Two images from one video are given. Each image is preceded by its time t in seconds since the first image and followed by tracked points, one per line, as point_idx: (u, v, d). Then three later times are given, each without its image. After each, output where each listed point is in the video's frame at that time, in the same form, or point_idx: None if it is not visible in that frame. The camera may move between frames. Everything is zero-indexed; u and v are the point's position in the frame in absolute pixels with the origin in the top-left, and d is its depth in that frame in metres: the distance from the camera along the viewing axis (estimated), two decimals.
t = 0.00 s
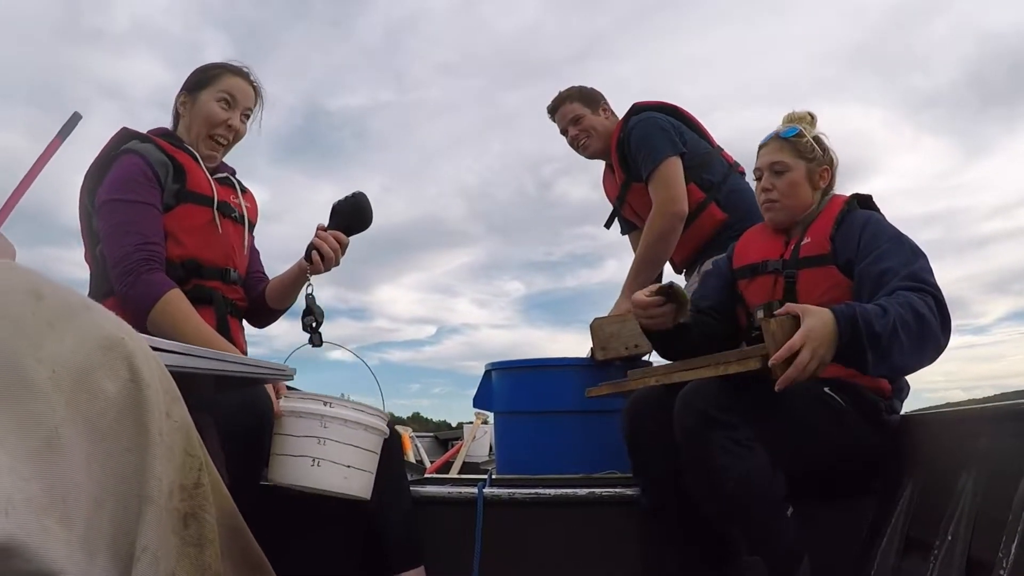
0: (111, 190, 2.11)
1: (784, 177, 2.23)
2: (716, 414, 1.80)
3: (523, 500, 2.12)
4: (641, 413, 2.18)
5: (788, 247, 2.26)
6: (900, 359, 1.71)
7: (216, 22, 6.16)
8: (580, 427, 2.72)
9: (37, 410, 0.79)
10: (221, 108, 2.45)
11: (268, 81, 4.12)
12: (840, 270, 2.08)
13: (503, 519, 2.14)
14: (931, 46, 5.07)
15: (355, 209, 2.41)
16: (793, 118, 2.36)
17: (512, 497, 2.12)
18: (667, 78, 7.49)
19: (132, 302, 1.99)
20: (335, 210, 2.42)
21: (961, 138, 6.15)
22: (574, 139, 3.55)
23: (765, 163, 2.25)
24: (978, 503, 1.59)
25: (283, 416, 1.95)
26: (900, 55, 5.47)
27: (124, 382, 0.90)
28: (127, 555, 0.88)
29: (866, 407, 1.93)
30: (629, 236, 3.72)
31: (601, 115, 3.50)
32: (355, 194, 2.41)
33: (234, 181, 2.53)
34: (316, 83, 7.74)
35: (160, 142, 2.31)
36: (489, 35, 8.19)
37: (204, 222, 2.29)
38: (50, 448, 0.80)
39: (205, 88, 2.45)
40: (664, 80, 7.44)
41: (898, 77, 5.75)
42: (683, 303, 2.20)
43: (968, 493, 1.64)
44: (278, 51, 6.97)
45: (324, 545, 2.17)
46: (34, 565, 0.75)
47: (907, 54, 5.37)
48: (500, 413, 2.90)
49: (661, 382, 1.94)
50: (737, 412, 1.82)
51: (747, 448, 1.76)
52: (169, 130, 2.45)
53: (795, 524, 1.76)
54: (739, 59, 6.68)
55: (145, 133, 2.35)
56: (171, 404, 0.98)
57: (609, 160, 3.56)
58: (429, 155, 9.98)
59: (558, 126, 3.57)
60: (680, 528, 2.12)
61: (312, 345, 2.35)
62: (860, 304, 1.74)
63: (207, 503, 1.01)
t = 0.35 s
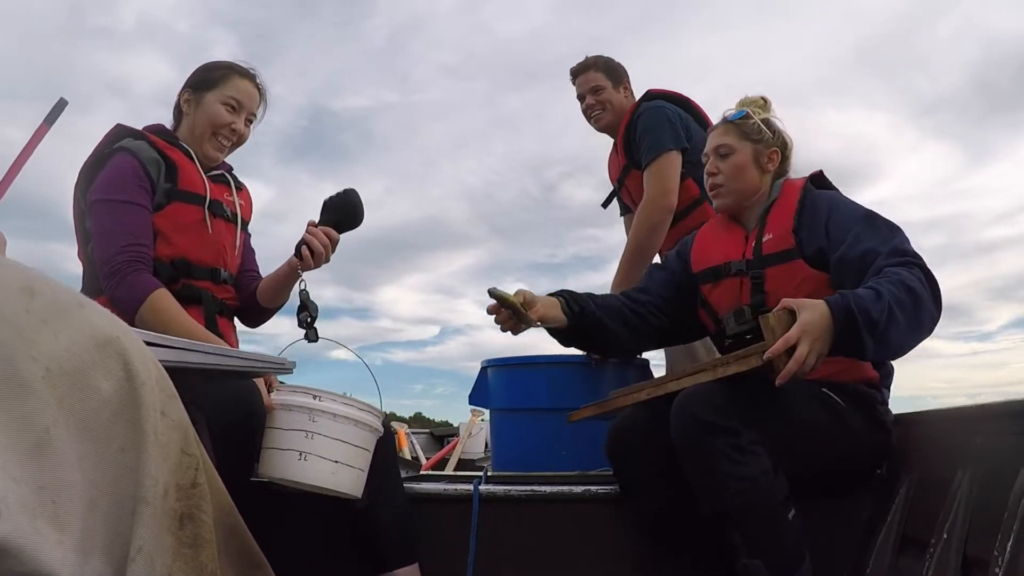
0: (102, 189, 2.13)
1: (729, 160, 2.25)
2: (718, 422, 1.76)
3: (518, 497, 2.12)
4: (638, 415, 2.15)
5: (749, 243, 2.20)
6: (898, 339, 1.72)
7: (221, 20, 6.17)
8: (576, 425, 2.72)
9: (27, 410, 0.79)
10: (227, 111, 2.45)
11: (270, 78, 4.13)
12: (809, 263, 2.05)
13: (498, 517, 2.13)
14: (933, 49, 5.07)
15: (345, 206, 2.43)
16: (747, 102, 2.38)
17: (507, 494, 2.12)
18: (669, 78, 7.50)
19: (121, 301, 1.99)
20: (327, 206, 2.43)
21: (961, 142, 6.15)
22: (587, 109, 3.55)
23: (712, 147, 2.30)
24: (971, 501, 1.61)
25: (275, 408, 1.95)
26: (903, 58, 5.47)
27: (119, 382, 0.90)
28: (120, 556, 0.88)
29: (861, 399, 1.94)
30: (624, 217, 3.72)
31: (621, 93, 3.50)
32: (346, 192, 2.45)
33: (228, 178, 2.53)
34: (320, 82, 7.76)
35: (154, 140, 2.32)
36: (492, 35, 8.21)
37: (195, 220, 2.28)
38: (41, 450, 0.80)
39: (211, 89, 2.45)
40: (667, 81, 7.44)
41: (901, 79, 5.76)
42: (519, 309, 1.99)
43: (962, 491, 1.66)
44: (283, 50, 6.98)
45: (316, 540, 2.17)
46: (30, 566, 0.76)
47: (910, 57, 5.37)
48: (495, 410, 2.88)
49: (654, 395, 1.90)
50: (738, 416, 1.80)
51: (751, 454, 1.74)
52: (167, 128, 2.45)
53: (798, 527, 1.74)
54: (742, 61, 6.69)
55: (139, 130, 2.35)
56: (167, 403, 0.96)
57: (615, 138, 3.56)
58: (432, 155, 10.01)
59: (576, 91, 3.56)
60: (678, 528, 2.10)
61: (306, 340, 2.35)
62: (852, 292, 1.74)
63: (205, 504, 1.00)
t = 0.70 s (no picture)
0: (115, 197, 2.12)
1: (663, 164, 2.20)
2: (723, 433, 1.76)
3: (516, 504, 2.11)
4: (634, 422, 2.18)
5: (703, 255, 2.16)
6: (897, 329, 1.74)
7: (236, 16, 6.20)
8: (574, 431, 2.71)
9: (21, 414, 0.80)
10: (237, 122, 2.44)
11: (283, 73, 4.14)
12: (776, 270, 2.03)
13: (495, 523, 2.13)
14: (948, 59, 5.05)
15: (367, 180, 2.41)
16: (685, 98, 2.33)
17: (505, 500, 2.11)
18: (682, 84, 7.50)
19: (142, 313, 2.01)
20: (352, 186, 2.41)
21: (974, 154, 6.12)
22: (608, 88, 3.53)
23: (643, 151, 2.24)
24: (969, 506, 1.60)
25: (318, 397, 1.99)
26: (917, 68, 5.46)
27: (115, 385, 0.90)
28: (116, 557, 0.88)
29: (853, 399, 1.95)
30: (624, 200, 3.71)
31: (645, 78, 3.52)
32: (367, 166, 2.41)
33: (239, 187, 2.54)
34: (332, 78, 7.77)
35: (164, 143, 2.32)
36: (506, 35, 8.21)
37: (205, 234, 2.30)
38: (35, 451, 0.80)
39: (223, 97, 2.43)
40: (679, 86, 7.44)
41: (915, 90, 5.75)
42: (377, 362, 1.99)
43: (959, 496, 1.65)
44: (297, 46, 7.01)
45: (312, 541, 2.18)
46: (26, 568, 0.76)
47: (925, 66, 5.37)
48: (490, 417, 2.88)
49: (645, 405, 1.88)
50: (743, 430, 1.78)
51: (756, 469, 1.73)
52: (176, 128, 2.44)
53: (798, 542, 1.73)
54: (756, 67, 6.67)
55: (149, 131, 2.37)
56: (162, 406, 0.97)
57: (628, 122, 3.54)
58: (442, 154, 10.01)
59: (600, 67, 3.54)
60: (674, 537, 2.11)
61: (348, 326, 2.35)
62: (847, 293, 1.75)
63: (199, 507, 1.01)
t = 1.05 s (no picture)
0: (120, 200, 2.14)
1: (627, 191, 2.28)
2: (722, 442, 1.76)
3: (519, 506, 2.12)
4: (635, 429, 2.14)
5: (705, 261, 2.17)
6: (900, 333, 1.72)
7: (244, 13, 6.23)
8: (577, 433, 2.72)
9: (26, 412, 0.80)
10: (244, 129, 2.45)
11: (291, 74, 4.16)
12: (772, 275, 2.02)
13: (498, 525, 2.14)
14: (956, 62, 5.04)
15: (371, 174, 2.41)
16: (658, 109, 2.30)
17: (507, 502, 2.12)
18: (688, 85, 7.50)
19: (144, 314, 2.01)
20: (355, 180, 2.43)
21: (980, 158, 6.11)
22: (622, 82, 3.53)
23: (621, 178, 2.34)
24: (973, 509, 1.59)
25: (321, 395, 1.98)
26: (924, 69, 5.47)
27: (120, 386, 0.91)
28: (118, 554, 0.89)
29: (855, 408, 1.93)
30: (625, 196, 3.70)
31: (658, 73, 3.50)
32: (370, 159, 2.40)
33: (244, 191, 2.56)
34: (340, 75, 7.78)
35: (171, 147, 2.34)
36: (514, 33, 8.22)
37: (209, 239, 2.31)
38: (44, 448, 0.81)
39: (232, 104, 2.45)
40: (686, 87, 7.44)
41: (921, 91, 5.75)
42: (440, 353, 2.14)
43: (962, 498, 1.64)
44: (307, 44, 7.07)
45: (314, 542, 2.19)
46: (26, 565, 0.76)
47: (931, 67, 5.37)
48: (492, 419, 2.90)
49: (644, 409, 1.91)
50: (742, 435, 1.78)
51: (757, 473, 1.73)
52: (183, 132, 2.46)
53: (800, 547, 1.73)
54: (764, 66, 6.66)
55: (155, 135, 2.40)
56: (163, 405, 0.98)
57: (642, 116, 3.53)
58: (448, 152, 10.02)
59: (616, 60, 3.53)
60: (676, 544, 2.09)
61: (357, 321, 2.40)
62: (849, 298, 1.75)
63: (199, 504, 1.02)
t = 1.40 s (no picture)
0: (116, 189, 2.14)
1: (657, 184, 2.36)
2: (723, 433, 1.76)
3: (524, 497, 2.12)
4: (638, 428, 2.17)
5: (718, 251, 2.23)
6: (899, 322, 1.69)
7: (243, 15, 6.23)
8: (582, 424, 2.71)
9: (34, 401, 0.81)
10: (241, 118, 2.45)
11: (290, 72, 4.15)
12: (772, 261, 2.04)
13: (503, 517, 2.13)
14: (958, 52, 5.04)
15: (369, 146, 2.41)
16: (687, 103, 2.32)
17: (512, 494, 2.12)
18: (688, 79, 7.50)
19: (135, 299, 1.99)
20: (353, 156, 2.42)
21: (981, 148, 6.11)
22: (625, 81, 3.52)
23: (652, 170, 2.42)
24: (978, 501, 1.59)
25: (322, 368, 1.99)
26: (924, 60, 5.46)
27: (125, 374, 0.91)
28: (125, 542, 0.90)
29: (859, 404, 1.92)
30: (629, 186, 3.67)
31: (659, 67, 3.48)
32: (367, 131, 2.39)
33: (242, 179, 2.55)
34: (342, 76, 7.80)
35: (168, 138, 2.34)
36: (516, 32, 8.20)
37: (207, 225, 2.31)
38: (47, 439, 0.81)
39: (228, 94, 2.45)
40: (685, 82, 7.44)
41: (921, 82, 5.75)
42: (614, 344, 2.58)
43: (967, 491, 1.64)
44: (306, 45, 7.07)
45: (320, 535, 2.18)
46: (32, 553, 0.77)
47: (931, 59, 5.37)
48: (498, 410, 2.89)
49: (648, 401, 1.92)
50: (744, 425, 1.79)
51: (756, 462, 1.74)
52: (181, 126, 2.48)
53: (805, 538, 1.74)
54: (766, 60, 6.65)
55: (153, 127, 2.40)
56: (170, 395, 0.98)
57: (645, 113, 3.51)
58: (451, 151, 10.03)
59: (616, 59, 3.52)
60: (682, 535, 2.09)
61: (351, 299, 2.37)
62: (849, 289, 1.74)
63: (205, 493, 1.01)
